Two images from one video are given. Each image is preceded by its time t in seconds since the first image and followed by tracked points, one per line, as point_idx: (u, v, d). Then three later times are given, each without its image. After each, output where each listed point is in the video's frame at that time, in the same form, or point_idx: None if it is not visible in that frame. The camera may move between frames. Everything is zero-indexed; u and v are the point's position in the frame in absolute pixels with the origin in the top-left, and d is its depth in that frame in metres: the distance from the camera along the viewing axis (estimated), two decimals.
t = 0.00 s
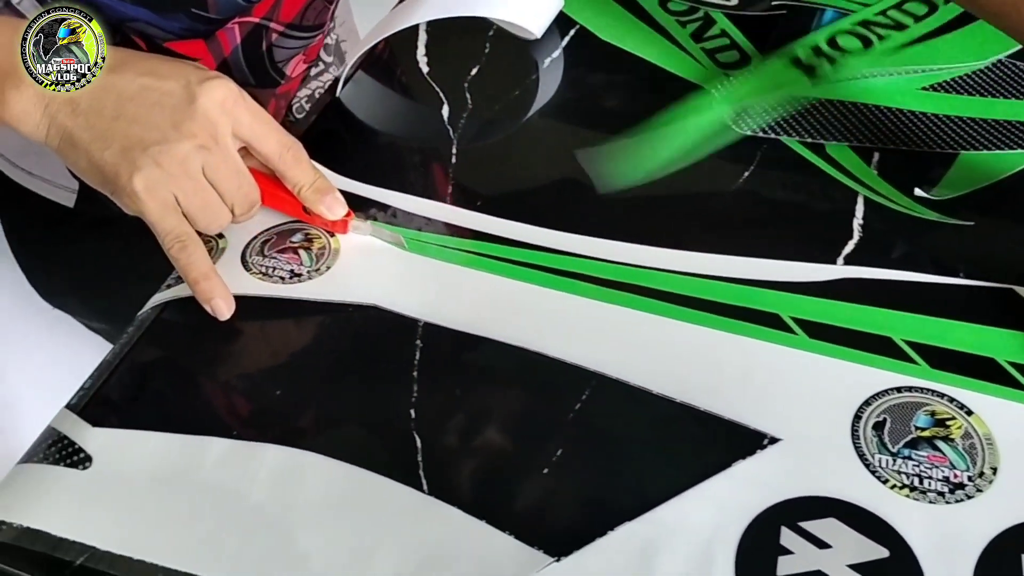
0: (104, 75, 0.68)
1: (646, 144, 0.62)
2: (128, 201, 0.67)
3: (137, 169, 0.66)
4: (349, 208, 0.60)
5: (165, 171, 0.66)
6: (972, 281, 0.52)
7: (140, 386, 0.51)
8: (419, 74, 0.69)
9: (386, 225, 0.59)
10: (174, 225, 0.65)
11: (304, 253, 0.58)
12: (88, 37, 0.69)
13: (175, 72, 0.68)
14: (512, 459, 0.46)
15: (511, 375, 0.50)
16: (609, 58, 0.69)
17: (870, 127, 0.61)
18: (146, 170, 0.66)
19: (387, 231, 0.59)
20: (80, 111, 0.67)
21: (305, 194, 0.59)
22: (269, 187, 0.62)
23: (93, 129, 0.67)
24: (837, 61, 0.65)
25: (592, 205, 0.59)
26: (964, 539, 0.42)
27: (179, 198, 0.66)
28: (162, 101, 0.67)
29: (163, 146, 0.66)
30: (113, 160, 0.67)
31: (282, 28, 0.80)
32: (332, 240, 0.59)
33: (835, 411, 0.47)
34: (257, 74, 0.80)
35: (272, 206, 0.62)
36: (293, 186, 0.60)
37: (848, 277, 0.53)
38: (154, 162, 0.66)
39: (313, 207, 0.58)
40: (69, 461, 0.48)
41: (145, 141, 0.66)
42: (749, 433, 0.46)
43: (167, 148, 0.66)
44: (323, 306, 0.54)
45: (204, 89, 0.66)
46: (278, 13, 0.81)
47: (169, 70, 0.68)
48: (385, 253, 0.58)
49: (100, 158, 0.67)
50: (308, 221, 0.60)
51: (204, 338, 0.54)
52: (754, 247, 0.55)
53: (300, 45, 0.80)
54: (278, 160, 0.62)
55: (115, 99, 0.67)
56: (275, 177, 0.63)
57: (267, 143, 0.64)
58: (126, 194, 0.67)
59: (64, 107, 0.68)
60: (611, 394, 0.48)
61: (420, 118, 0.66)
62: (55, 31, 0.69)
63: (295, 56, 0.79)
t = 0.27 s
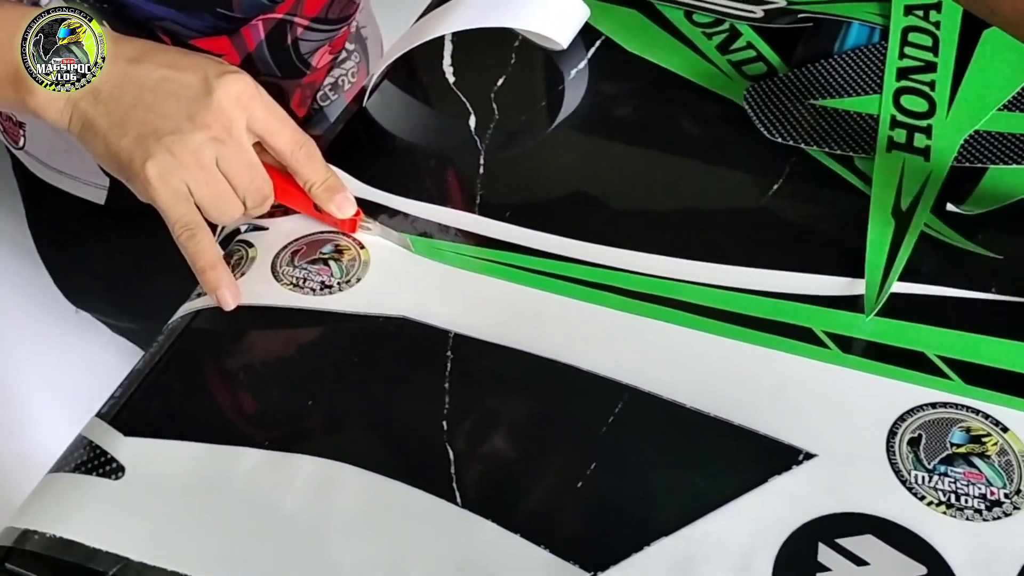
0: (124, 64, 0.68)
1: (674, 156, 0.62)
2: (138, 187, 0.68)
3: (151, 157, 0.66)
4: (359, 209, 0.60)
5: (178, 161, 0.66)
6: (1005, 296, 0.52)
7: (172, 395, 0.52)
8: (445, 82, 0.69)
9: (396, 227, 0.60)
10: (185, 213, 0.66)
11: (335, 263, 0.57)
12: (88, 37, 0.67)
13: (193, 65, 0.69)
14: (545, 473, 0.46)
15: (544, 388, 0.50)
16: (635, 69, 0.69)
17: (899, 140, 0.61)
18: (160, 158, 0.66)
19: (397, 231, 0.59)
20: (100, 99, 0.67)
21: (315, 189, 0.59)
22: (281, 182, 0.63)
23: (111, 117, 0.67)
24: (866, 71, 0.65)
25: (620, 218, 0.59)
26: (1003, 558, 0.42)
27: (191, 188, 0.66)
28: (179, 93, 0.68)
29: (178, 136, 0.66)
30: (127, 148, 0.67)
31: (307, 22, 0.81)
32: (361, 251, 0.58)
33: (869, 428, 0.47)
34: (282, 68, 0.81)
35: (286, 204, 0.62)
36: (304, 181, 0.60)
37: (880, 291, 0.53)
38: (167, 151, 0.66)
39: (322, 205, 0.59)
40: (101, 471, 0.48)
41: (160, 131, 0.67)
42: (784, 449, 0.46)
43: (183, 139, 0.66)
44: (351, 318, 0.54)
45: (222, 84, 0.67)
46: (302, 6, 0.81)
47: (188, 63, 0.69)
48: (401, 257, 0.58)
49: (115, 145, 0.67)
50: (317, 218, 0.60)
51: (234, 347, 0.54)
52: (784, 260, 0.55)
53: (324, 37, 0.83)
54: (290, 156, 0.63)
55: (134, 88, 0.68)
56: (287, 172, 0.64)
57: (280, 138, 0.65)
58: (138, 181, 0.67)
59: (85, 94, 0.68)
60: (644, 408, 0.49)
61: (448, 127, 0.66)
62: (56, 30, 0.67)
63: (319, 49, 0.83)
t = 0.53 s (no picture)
0: (129, 71, 0.68)
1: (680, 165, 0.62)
2: (138, 195, 0.67)
3: (152, 166, 0.65)
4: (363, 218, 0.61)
5: (180, 170, 0.66)
6: (1013, 306, 0.52)
7: (178, 408, 0.51)
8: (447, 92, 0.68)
9: (403, 239, 0.60)
10: (185, 223, 0.66)
11: (340, 275, 0.57)
12: (89, 37, 0.68)
13: (198, 73, 0.68)
14: (555, 486, 0.46)
15: (553, 401, 0.50)
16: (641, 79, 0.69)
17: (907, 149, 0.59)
18: (161, 166, 0.65)
19: (402, 241, 0.60)
20: (107, 107, 0.67)
21: (320, 200, 0.60)
22: (284, 191, 0.63)
23: (116, 125, 0.67)
24: (871, 79, 0.63)
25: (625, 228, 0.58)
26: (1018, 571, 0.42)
27: (192, 197, 0.66)
28: (183, 102, 0.67)
29: (180, 145, 0.66)
30: (130, 156, 0.66)
31: (319, 33, 0.81)
32: (367, 261, 0.59)
33: (880, 439, 0.46)
34: (294, 85, 0.81)
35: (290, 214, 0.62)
36: (309, 193, 0.60)
37: (888, 305, 0.52)
38: (169, 160, 0.66)
39: (327, 216, 0.59)
40: (106, 486, 0.48)
41: (162, 139, 0.66)
42: (795, 462, 0.46)
43: (185, 148, 0.66)
44: (358, 330, 0.54)
45: (226, 93, 0.66)
46: (313, 20, 0.80)
47: (193, 71, 0.68)
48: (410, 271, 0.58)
49: (119, 153, 0.67)
50: (322, 228, 0.60)
51: (240, 359, 0.54)
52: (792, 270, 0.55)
53: (337, 46, 0.82)
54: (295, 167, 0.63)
55: (138, 96, 0.67)
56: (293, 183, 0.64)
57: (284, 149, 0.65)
58: (140, 189, 0.67)
59: (92, 102, 0.68)
60: (653, 420, 0.48)
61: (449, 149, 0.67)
62: (57, 31, 0.67)
63: (332, 58, 0.82)
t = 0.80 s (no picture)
0: (112, 85, 0.67)
1: (668, 171, 0.62)
2: (121, 210, 0.66)
3: (134, 180, 0.64)
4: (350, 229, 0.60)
5: (162, 184, 0.64)
6: (1003, 308, 0.52)
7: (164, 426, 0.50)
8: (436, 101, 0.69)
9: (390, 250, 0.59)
10: (168, 238, 0.64)
11: (327, 289, 0.57)
12: (88, 37, 0.68)
13: (181, 86, 0.67)
14: (551, 498, 0.45)
15: (546, 411, 0.49)
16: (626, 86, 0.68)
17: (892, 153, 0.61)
18: (143, 180, 0.64)
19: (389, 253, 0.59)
20: (87, 120, 0.66)
21: (306, 212, 0.59)
22: (272, 205, 0.63)
23: (97, 139, 0.66)
24: (855, 84, 0.65)
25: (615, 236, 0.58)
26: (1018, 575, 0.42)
27: (175, 211, 0.64)
28: (165, 115, 0.66)
29: (162, 158, 0.64)
30: (111, 170, 0.65)
31: (290, 38, 0.79)
32: (354, 274, 0.58)
33: (876, 445, 0.46)
34: (268, 94, 0.79)
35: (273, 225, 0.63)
36: (295, 205, 0.60)
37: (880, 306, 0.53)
38: (150, 174, 0.64)
39: (312, 227, 0.59)
40: (92, 508, 0.46)
41: (144, 152, 0.65)
42: (792, 470, 0.46)
43: (167, 162, 0.64)
44: (346, 344, 0.53)
45: (208, 105, 0.65)
46: (280, 23, 0.79)
47: (176, 84, 0.67)
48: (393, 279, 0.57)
49: (100, 166, 0.65)
50: (308, 240, 0.60)
51: (227, 375, 0.53)
52: (782, 276, 0.55)
53: (309, 50, 0.80)
54: (279, 179, 0.63)
55: (120, 109, 0.66)
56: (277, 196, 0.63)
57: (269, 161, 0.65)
58: (121, 204, 0.65)
59: (72, 114, 0.66)
60: (648, 429, 0.48)
61: (443, 160, 0.68)
62: (56, 30, 0.67)
63: (305, 64, 0.80)
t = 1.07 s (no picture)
0: (95, 95, 0.66)
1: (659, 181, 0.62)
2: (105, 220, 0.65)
3: (118, 191, 0.63)
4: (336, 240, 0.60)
5: (146, 195, 0.63)
6: (996, 312, 0.53)
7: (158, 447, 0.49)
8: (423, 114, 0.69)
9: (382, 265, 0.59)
10: (154, 249, 0.63)
11: (320, 306, 0.56)
12: (88, 37, 0.67)
13: (165, 96, 0.66)
14: (556, 510, 0.45)
15: (547, 424, 0.49)
16: (613, 97, 0.69)
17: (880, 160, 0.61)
18: (127, 191, 0.63)
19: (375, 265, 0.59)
20: (71, 129, 0.65)
21: (292, 222, 0.59)
22: (257, 214, 0.63)
23: (80, 149, 0.65)
24: (841, 92, 0.65)
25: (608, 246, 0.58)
26: None
27: (160, 222, 0.64)
28: (149, 125, 0.65)
29: (146, 170, 0.64)
30: (95, 180, 0.64)
31: (274, 48, 0.79)
32: (347, 291, 0.57)
33: (877, 451, 0.46)
34: (253, 106, 0.80)
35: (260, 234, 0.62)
36: (281, 215, 0.60)
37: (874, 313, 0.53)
38: (134, 185, 0.63)
39: (298, 237, 0.59)
40: (87, 534, 0.46)
41: (128, 163, 0.64)
42: (794, 478, 0.46)
43: (152, 172, 0.63)
44: (342, 360, 0.53)
45: (193, 116, 0.65)
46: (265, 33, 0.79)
47: (160, 94, 0.66)
48: (387, 295, 0.57)
49: (83, 177, 0.65)
50: (295, 250, 0.60)
51: (221, 393, 0.52)
52: (777, 283, 0.55)
53: (294, 61, 0.81)
54: (265, 189, 0.63)
55: (103, 119, 0.65)
56: (263, 205, 0.63)
57: (255, 171, 0.64)
58: (105, 215, 0.64)
59: (56, 125, 0.66)
60: (650, 440, 0.48)
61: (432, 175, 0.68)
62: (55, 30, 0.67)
63: (291, 75, 0.80)
